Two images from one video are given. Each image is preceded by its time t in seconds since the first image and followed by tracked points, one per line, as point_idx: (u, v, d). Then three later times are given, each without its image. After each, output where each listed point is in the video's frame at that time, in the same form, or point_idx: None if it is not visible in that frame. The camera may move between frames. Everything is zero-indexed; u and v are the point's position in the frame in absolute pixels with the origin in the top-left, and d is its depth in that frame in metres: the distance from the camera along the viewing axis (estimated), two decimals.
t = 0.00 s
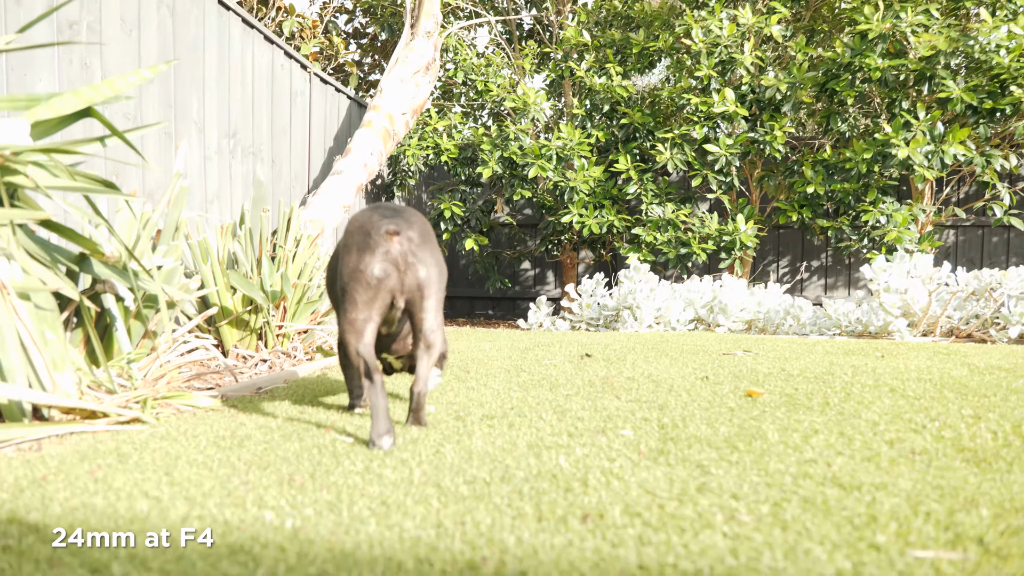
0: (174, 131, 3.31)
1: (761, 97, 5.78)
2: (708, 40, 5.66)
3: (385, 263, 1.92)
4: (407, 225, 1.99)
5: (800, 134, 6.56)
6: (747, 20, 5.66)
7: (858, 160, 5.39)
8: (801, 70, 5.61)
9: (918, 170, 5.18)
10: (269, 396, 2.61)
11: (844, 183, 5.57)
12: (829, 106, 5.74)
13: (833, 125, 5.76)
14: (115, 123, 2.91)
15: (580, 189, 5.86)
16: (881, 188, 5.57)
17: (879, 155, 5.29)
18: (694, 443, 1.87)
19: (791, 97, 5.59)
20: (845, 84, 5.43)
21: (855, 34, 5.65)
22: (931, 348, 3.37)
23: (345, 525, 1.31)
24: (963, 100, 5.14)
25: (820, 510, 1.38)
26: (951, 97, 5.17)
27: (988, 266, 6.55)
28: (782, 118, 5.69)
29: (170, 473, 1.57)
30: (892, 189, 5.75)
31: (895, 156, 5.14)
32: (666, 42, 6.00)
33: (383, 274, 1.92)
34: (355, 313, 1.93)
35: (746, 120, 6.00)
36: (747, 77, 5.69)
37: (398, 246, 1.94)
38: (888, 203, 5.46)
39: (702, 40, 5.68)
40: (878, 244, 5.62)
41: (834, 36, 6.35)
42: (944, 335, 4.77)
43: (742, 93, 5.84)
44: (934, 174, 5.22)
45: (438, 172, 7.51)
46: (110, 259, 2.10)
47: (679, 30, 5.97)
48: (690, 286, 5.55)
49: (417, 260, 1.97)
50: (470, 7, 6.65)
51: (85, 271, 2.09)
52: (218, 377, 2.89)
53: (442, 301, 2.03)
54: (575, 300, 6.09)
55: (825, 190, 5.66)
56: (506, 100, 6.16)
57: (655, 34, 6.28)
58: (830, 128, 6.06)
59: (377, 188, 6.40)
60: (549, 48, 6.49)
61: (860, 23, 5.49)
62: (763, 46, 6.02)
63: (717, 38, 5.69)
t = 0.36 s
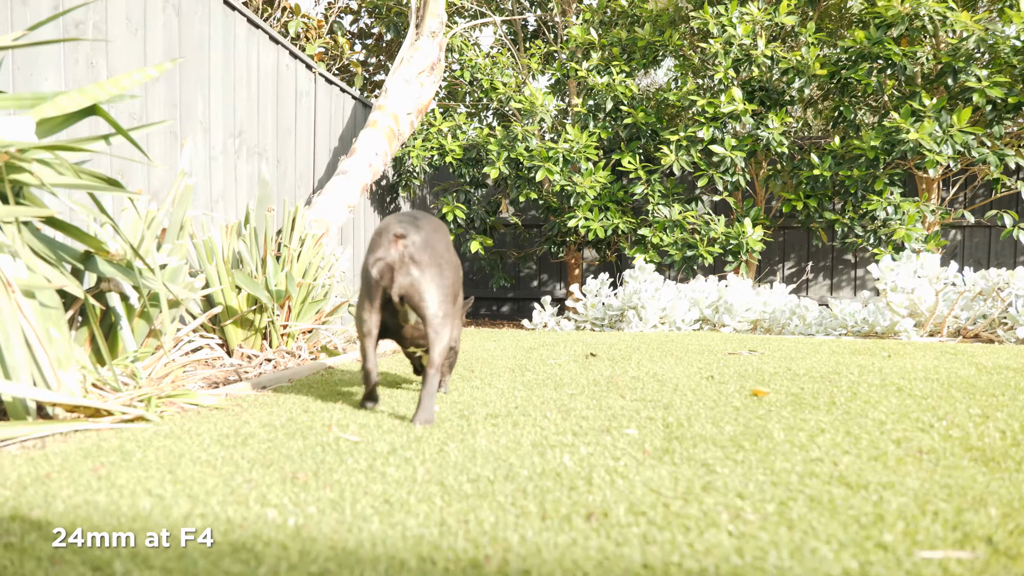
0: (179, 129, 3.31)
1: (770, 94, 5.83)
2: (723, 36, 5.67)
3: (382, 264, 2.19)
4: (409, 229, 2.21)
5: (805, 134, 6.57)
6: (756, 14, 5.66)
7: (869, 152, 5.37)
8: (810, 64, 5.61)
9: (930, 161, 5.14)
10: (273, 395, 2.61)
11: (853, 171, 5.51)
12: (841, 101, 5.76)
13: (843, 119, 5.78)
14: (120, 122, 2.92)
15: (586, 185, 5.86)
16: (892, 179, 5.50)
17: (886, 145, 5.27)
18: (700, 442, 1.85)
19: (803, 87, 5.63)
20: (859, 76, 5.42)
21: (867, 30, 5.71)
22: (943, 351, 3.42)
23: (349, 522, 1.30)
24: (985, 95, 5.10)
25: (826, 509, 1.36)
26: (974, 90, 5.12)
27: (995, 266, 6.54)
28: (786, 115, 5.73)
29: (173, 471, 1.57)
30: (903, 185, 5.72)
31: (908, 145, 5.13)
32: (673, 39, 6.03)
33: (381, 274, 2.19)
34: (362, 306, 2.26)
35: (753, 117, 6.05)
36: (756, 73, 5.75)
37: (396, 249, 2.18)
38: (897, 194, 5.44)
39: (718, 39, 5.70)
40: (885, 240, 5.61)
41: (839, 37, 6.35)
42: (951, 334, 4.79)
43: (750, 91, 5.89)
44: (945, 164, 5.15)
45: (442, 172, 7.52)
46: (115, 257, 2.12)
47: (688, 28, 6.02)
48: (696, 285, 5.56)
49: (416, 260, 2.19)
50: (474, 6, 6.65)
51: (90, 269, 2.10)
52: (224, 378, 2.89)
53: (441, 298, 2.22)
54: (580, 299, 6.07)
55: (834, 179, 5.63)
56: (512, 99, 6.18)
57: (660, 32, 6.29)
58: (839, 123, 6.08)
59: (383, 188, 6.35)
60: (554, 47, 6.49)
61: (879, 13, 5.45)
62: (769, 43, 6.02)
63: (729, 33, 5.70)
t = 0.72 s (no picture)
0: (185, 131, 3.32)
1: (775, 95, 5.83)
2: (727, 33, 5.65)
3: (393, 266, 2.35)
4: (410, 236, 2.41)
5: (812, 134, 6.54)
6: (763, 13, 5.64)
7: (879, 153, 5.36)
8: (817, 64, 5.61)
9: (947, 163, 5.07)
10: (280, 396, 2.61)
11: (863, 173, 5.48)
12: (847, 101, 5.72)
13: (851, 120, 5.76)
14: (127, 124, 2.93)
15: (592, 186, 5.86)
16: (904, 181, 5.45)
17: (904, 143, 5.28)
18: (707, 444, 1.85)
19: (810, 88, 5.63)
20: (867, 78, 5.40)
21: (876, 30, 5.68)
22: (953, 353, 3.41)
23: (356, 523, 1.30)
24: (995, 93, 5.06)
25: (835, 512, 1.35)
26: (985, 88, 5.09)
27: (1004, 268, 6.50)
28: (794, 114, 5.69)
29: (180, 472, 1.58)
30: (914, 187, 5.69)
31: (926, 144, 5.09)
32: (680, 40, 6.02)
33: (391, 276, 2.35)
34: (369, 307, 2.35)
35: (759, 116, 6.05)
36: (762, 71, 5.76)
37: (403, 253, 2.37)
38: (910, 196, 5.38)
39: (720, 31, 5.67)
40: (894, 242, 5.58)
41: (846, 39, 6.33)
42: (960, 335, 4.78)
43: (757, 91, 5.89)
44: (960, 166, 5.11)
45: (448, 173, 7.53)
46: (122, 258, 2.13)
47: (693, 28, 6.01)
48: (701, 286, 5.56)
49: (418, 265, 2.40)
50: (480, 7, 6.65)
51: (97, 270, 2.11)
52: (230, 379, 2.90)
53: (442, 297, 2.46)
54: (585, 300, 6.06)
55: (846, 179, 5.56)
56: (517, 100, 6.18)
57: (667, 33, 6.28)
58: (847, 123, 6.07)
59: (388, 189, 6.35)
60: (560, 48, 6.49)
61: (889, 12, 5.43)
62: (776, 42, 6.00)
63: (738, 31, 5.67)
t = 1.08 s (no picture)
0: (195, 132, 3.34)
1: (783, 95, 5.82)
2: (731, 36, 5.67)
3: (366, 275, 2.57)
4: (384, 244, 2.61)
5: (822, 135, 6.53)
6: (770, 14, 5.63)
7: (886, 158, 5.37)
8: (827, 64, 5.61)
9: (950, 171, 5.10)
10: (288, 396, 2.62)
11: (870, 179, 5.50)
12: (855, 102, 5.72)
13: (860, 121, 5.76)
14: (138, 125, 2.95)
15: (601, 186, 5.86)
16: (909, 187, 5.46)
17: (914, 154, 5.28)
18: (716, 446, 1.84)
19: (817, 91, 5.62)
20: (874, 80, 5.40)
21: (882, 33, 5.68)
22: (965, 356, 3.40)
23: (365, 524, 1.30)
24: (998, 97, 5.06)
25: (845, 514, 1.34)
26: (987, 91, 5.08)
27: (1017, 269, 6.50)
28: (802, 115, 5.69)
29: (190, 472, 1.58)
30: (922, 191, 5.68)
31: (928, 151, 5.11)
32: (689, 43, 6.02)
33: (366, 284, 2.59)
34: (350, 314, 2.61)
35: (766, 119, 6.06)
36: (769, 72, 5.78)
37: (377, 263, 2.57)
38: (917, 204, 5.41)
39: (724, 34, 5.69)
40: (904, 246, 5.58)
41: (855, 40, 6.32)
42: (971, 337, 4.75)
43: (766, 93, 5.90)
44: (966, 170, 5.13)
45: (456, 174, 7.55)
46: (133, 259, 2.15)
47: (701, 29, 6.01)
48: (710, 287, 5.56)
49: (394, 270, 2.61)
50: (489, 8, 6.67)
51: (108, 271, 2.13)
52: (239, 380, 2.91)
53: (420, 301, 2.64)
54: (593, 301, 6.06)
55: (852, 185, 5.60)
56: (526, 102, 6.21)
57: (676, 34, 6.28)
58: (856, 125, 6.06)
59: (397, 190, 6.36)
60: (569, 50, 6.51)
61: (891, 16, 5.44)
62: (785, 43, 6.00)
63: (743, 34, 5.67)
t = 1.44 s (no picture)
0: (199, 133, 3.35)
1: (786, 95, 5.82)
2: (732, 37, 5.67)
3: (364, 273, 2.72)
4: (382, 243, 2.73)
5: (825, 134, 6.52)
6: (773, 15, 5.63)
7: (885, 158, 5.38)
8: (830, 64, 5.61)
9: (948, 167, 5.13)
10: (293, 396, 2.63)
11: (872, 180, 5.51)
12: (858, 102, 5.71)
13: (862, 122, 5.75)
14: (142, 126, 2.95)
15: (605, 186, 5.86)
16: (909, 186, 5.47)
17: (913, 153, 5.28)
18: (720, 446, 1.84)
19: (819, 91, 5.61)
20: (876, 81, 5.40)
21: (883, 33, 5.68)
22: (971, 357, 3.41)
23: (369, 524, 1.30)
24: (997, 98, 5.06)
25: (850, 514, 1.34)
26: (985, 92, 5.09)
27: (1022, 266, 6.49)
28: (805, 115, 5.68)
29: (195, 471, 1.59)
30: (925, 191, 5.68)
31: (927, 153, 5.13)
32: (691, 42, 6.02)
33: (364, 281, 2.75)
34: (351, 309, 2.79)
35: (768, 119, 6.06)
36: (772, 72, 5.78)
37: (373, 262, 2.71)
38: (915, 199, 5.44)
39: (726, 37, 5.70)
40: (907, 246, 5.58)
41: (857, 39, 6.31)
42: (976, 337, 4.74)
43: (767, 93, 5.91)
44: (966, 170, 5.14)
45: (459, 174, 7.55)
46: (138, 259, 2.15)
47: (703, 29, 6.01)
48: (714, 287, 5.56)
49: (390, 269, 2.73)
50: (492, 8, 6.67)
51: (113, 271, 2.14)
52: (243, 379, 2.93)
53: (416, 296, 2.75)
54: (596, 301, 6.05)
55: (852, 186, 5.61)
56: (529, 102, 6.21)
57: (678, 34, 6.28)
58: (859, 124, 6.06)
59: (400, 190, 6.37)
60: (572, 50, 6.51)
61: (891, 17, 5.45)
62: (787, 43, 6.00)
63: (746, 36, 5.68)
